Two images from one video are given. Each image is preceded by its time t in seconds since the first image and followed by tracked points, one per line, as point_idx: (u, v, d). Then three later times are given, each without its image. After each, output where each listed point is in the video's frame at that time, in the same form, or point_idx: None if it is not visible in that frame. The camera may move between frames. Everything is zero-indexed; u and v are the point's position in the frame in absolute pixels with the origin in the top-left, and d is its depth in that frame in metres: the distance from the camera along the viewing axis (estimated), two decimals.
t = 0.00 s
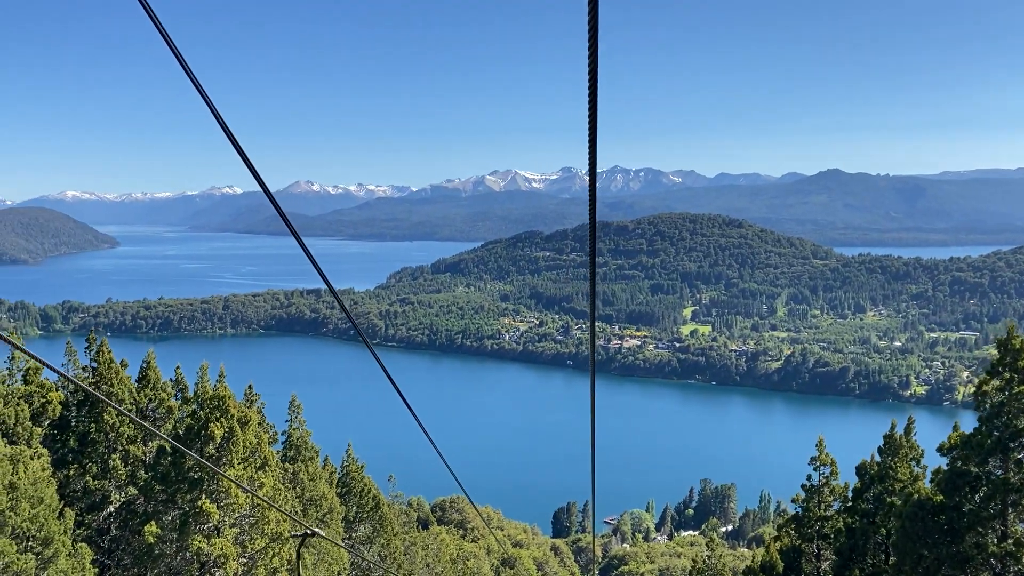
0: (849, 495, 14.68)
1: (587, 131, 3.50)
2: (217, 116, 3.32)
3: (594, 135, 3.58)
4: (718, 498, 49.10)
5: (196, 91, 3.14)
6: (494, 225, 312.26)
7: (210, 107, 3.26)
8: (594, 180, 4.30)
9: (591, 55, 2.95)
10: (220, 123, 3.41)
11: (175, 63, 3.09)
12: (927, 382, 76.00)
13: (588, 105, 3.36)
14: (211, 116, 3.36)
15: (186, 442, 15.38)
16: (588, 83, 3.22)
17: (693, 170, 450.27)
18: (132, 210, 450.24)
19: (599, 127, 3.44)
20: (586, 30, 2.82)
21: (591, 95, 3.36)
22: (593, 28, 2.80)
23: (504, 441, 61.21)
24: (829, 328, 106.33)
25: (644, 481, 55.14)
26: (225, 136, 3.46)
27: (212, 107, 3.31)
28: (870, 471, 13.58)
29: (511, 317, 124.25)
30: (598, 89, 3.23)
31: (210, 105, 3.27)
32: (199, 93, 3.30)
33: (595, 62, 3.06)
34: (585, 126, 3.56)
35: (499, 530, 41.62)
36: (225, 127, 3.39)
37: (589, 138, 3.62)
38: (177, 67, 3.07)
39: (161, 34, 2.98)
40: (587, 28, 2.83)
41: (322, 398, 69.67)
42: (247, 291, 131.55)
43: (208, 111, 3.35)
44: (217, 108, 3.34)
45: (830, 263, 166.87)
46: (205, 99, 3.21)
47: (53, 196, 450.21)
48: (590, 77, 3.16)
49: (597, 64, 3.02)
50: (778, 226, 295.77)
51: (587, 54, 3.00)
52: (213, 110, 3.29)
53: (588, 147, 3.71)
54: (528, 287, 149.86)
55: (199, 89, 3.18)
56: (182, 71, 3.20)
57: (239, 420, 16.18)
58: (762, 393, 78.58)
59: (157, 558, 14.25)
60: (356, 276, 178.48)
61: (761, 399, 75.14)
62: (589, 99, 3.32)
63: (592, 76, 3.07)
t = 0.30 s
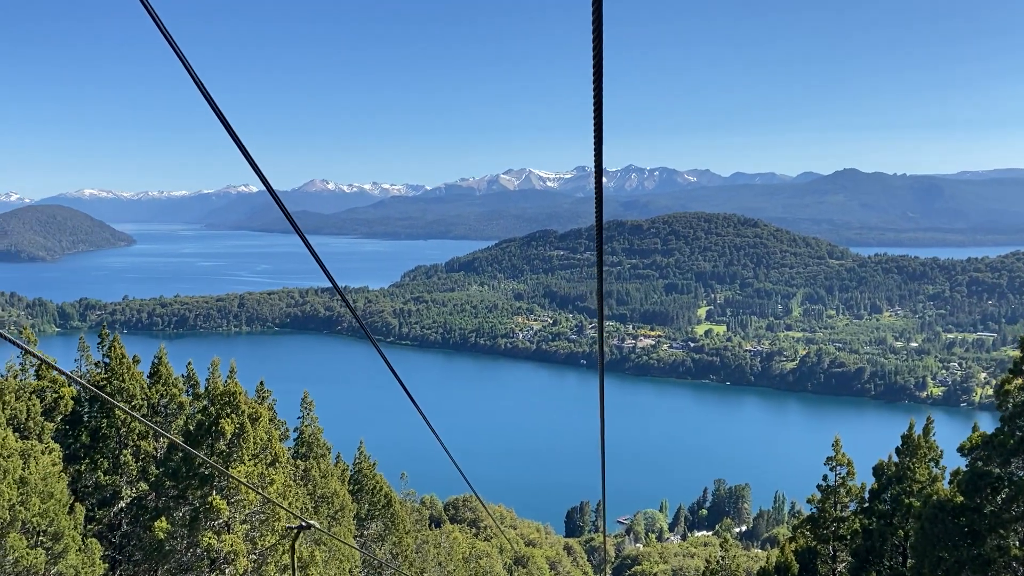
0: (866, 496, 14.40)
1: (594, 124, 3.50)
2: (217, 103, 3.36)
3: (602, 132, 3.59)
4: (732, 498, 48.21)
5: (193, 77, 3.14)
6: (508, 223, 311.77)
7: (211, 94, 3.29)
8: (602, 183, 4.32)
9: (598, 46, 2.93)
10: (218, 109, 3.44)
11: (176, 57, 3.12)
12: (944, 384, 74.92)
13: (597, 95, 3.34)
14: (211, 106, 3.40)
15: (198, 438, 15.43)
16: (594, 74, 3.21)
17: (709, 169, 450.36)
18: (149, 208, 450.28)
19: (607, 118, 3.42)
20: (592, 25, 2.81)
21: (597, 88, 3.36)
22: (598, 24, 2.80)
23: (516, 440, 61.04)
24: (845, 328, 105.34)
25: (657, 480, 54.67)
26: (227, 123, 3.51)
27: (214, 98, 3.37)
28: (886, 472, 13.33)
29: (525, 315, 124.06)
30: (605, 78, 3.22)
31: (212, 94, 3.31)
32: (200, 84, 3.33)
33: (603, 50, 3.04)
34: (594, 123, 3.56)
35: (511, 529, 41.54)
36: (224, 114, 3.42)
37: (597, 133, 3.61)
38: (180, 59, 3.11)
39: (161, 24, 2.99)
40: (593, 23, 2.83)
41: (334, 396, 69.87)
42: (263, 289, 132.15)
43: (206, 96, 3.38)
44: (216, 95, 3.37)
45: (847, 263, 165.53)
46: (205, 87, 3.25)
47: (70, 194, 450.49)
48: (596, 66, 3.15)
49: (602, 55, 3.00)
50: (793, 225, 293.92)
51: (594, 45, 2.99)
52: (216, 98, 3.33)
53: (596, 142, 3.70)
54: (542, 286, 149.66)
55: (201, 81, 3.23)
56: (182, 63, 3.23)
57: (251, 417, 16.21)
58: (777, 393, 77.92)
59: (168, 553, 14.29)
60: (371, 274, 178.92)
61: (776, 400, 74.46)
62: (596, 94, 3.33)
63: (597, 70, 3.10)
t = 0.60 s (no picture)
0: (878, 495, 14.19)
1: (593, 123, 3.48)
2: (212, 102, 3.25)
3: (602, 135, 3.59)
4: (740, 497, 48.52)
5: (190, 79, 3.02)
6: (517, 221, 311.54)
7: (208, 96, 3.19)
8: (602, 184, 4.34)
9: (599, 48, 2.92)
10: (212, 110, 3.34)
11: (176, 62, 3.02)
12: (955, 384, 74.37)
13: (594, 93, 3.33)
14: (206, 102, 3.28)
15: (202, 433, 15.36)
16: (596, 73, 3.20)
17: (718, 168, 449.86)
18: (159, 206, 450.42)
19: (607, 117, 3.41)
20: (591, 28, 2.81)
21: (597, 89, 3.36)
22: (600, 25, 2.79)
23: (524, 438, 60.93)
24: (855, 328, 104.64)
25: (665, 480, 54.38)
26: (221, 123, 3.39)
27: (209, 98, 3.25)
28: (898, 470, 13.07)
29: (534, 313, 123.79)
30: (603, 80, 3.22)
31: (206, 94, 3.19)
32: (195, 85, 3.23)
33: (601, 59, 3.10)
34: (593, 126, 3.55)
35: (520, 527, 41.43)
36: (219, 113, 3.31)
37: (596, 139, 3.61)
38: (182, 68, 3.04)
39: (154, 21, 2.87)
40: (594, 29, 2.83)
41: (342, 394, 69.80)
42: (273, 286, 132.31)
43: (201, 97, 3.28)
44: (211, 94, 3.26)
45: (856, 262, 164.91)
46: (200, 90, 3.15)
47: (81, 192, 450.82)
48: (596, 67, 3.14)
49: (603, 57, 2.99)
50: (801, 224, 292.70)
51: (595, 49, 3.02)
52: (213, 100, 3.24)
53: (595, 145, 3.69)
54: (551, 283, 149.48)
55: (200, 86, 3.15)
56: (179, 63, 3.12)
57: (256, 412, 16.11)
58: (787, 392, 77.54)
59: (173, 548, 14.25)
60: (380, 272, 178.71)
61: (785, 399, 74.05)
62: (596, 94, 3.32)
63: (598, 79, 3.15)
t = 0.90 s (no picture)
0: (883, 493, 14.03)
1: (594, 109, 3.46)
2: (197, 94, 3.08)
3: (602, 121, 3.60)
4: (744, 495, 48.68)
5: (183, 66, 2.92)
6: (521, 219, 311.21)
7: (198, 83, 3.05)
8: (601, 173, 4.35)
9: (599, 41, 2.95)
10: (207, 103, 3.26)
11: (168, 59, 2.89)
12: (959, 381, 74.15)
13: (596, 78, 3.28)
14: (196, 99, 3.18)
15: (203, 428, 15.25)
16: (595, 64, 3.19)
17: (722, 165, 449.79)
18: (163, 203, 450.33)
19: (606, 106, 3.41)
20: (592, 26, 2.86)
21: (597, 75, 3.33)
22: (599, 15, 2.79)
23: (526, 435, 60.83)
24: (858, 326, 104.30)
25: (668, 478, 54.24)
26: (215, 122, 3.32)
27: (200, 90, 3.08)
28: (905, 469, 12.86)
29: (537, 311, 123.63)
30: (606, 73, 3.21)
31: (191, 77, 3.05)
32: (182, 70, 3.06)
33: (602, 53, 3.09)
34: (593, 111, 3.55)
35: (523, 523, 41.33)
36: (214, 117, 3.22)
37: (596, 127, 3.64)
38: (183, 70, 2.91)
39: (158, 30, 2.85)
40: (594, 14, 2.82)
41: (345, 391, 69.70)
42: (277, 283, 132.45)
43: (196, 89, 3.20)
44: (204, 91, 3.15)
45: (860, 260, 164.72)
46: (193, 77, 3.04)
47: (85, 188, 450.67)
48: (597, 57, 3.12)
49: (602, 47, 3.00)
50: (805, 221, 292.32)
51: (596, 41, 3.00)
52: (209, 96, 3.16)
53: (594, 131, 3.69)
54: (555, 281, 149.38)
55: (190, 69, 2.99)
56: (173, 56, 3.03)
57: (257, 407, 16.00)
58: (790, 390, 77.42)
59: (173, 544, 14.17)
60: (383, 270, 178.53)
61: (788, 396, 73.94)
62: (597, 81, 3.28)
63: (599, 66, 3.10)
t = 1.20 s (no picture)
0: (883, 488, 13.91)
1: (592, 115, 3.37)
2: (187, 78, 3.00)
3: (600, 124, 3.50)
4: (742, 491, 48.56)
5: (168, 53, 2.84)
6: (519, 216, 310.79)
7: (182, 67, 2.94)
8: (599, 174, 4.26)
9: (595, 39, 2.80)
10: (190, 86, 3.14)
11: (152, 36, 2.81)
12: (956, 378, 74.18)
13: (592, 88, 3.18)
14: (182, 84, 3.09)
15: (197, 424, 15.07)
16: (591, 69, 3.06)
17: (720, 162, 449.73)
18: (161, 199, 450.27)
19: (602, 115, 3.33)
20: (588, 29, 2.75)
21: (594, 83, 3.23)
22: (595, 18, 2.68)
23: (524, 431, 60.83)
24: (856, 323, 104.27)
25: (667, 474, 54.10)
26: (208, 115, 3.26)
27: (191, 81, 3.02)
28: (905, 463, 12.77)
29: (535, 308, 123.57)
30: (602, 80, 3.11)
31: (181, 68, 2.96)
32: (165, 52, 2.98)
33: (600, 60, 2.99)
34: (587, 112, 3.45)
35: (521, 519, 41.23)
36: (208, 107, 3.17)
37: (592, 130, 3.54)
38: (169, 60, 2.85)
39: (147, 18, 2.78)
40: (590, 18, 2.71)
41: (342, 388, 69.59)
42: (275, 280, 132.44)
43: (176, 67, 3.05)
44: (192, 75, 3.08)
45: (857, 257, 164.74)
46: (172, 56, 2.91)
47: (82, 185, 450.34)
48: (594, 65, 3.02)
49: (599, 56, 2.90)
50: (804, 218, 292.44)
51: (592, 47, 2.90)
52: (187, 72, 3.01)
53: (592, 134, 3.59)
54: (553, 277, 149.07)
55: (177, 58, 2.91)
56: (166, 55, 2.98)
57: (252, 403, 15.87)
58: (788, 386, 77.44)
59: (166, 540, 14.03)
60: (382, 266, 178.55)
61: (785, 393, 73.95)
62: (594, 89, 3.19)
63: (595, 73, 3.01)
